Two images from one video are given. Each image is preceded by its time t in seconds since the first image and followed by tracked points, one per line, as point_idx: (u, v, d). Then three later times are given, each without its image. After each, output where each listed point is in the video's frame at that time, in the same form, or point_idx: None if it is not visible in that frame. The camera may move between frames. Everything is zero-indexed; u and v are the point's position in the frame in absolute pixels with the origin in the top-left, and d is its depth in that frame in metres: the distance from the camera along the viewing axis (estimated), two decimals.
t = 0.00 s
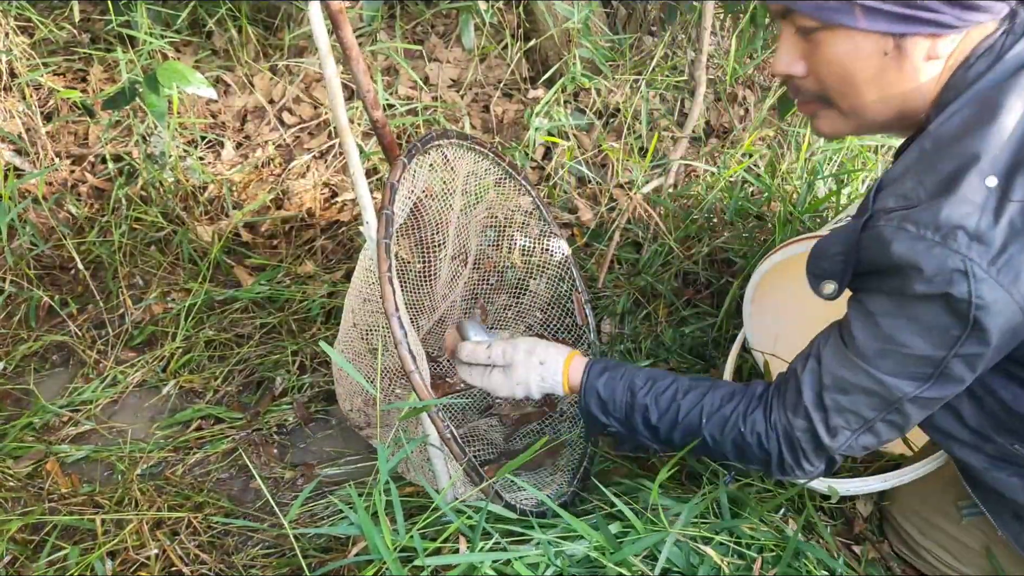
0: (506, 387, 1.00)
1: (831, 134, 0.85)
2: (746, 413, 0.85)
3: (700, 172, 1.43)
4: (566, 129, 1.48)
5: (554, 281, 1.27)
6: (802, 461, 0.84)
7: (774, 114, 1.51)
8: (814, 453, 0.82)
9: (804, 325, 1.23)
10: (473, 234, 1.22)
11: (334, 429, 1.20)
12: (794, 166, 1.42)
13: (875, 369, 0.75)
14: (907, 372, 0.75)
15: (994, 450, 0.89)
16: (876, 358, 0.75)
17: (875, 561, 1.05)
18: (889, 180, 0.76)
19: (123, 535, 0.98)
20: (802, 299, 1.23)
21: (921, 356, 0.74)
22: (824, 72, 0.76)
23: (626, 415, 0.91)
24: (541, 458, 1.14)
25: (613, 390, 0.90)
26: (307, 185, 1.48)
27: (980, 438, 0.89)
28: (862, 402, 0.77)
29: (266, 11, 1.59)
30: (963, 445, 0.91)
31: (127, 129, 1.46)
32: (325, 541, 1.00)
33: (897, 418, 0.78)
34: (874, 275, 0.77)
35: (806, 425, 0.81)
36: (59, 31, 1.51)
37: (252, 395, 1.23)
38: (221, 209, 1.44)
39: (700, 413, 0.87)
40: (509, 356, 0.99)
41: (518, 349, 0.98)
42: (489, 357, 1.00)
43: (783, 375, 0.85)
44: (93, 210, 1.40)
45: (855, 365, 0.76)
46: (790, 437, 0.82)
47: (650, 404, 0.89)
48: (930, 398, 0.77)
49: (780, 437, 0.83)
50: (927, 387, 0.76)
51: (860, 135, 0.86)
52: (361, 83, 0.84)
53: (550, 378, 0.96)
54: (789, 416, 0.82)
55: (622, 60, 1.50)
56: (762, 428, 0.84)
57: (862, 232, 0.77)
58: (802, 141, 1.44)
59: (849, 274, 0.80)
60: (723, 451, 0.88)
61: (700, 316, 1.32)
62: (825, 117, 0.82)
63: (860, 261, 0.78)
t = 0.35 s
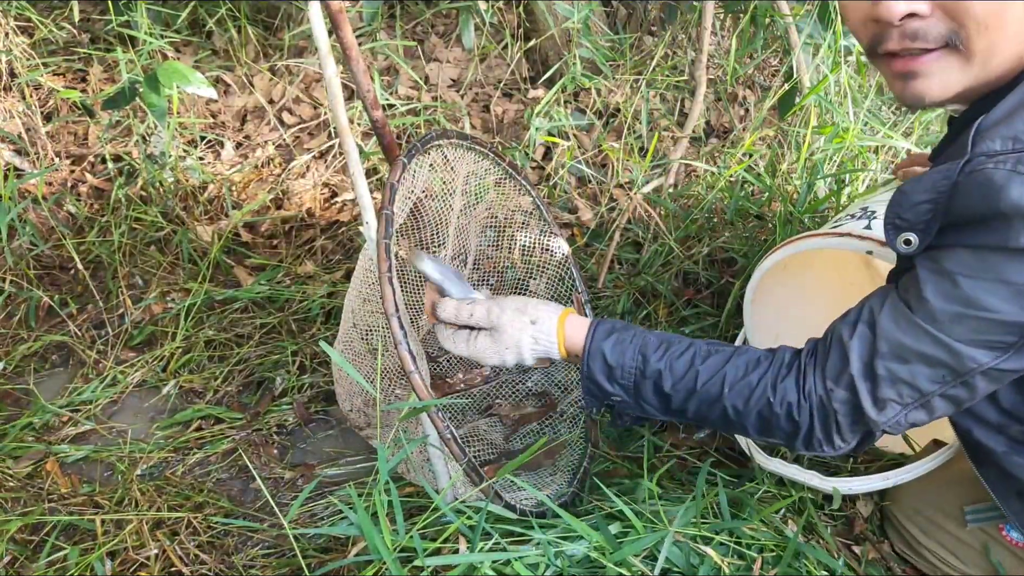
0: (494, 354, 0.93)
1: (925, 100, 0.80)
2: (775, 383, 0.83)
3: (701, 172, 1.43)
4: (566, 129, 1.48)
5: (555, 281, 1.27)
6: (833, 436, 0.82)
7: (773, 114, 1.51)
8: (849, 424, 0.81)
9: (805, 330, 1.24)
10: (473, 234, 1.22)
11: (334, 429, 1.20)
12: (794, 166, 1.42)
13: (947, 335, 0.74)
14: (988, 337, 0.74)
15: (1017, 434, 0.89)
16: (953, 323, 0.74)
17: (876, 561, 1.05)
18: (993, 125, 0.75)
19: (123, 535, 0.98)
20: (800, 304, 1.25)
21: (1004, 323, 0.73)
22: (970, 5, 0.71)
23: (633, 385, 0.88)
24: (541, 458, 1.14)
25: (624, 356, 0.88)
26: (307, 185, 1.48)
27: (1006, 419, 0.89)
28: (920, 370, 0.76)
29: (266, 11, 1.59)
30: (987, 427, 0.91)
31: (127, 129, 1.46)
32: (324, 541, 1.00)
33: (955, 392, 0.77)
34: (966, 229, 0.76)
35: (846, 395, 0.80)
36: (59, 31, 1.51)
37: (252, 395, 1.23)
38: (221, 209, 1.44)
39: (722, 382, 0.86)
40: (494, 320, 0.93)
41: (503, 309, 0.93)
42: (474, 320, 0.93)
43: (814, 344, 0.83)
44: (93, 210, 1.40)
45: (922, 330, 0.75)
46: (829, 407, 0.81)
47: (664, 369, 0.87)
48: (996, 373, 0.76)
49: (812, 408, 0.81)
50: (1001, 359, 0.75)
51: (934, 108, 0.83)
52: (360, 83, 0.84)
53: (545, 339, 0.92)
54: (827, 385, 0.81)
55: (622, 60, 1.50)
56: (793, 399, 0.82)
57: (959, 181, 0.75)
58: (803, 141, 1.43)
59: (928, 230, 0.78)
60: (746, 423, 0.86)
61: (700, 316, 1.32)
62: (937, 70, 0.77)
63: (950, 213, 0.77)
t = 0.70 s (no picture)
0: (469, 406, 0.85)
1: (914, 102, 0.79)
2: (763, 401, 0.80)
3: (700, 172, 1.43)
4: (566, 128, 1.48)
5: (554, 281, 1.27)
6: (829, 452, 0.79)
7: (773, 114, 1.51)
8: (846, 440, 0.78)
9: (800, 329, 1.24)
10: (472, 234, 1.22)
11: (334, 429, 1.20)
12: (794, 166, 1.42)
13: (950, 343, 0.72)
14: (993, 350, 0.72)
15: (1017, 453, 0.87)
16: (956, 336, 0.72)
17: (875, 562, 1.05)
18: (995, 140, 0.73)
19: (123, 535, 0.98)
20: (795, 303, 1.25)
21: (1010, 335, 0.71)
22: (920, 21, 0.70)
23: (613, 414, 0.83)
24: (541, 458, 1.14)
25: (601, 386, 0.82)
26: (307, 185, 1.48)
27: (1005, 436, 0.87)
28: (921, 382, 0.74)
29: (266, 11, 1.59)
30: (986, 447, 0.90)
31: (127, 129, 1.46)
32: (324, 541, 1.00)
33: (958, 404, 0.75)
34: (969, 244, 0.74)
35: (843, 408, 0.77)
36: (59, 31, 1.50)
37: (251, 395, 1.23)
38: (221, 209, 1.44)
39: (707, 404, 0.81)
40: (461, 369, 0.85)
41: (467, 355, 0.85)
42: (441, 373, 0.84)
43: (803, 358, 0.80)
44: (93, 209, 1.40)
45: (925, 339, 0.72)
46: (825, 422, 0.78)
47: (645, 395, 0.82)
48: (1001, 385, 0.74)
49: (805, 425, 0.78)
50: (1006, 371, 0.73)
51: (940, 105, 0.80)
52: (360, 83, 0.84)
53: (518, 382, 0.84)
54: (823, 399, 0.77)
55: (622, 60, 1.50)
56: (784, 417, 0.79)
57: (962, 196, 0.74)
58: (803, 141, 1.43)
59: (931, 247, 0.77)
60: (734, 444, 0.82)
61: (700, 316, 1.32)
62: (910, 80, 0.76)
63: (954, 228, 0.75)
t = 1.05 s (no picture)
0: (469, 436, 0.84)
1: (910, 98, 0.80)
2: (771, 421, 0.79)
3: (701, 172, 1.43)
4: (566, 129, 1.48)
5: (554, 282, 1.27)
6: (841, 468, 0.78)
7: (773, 114, 1.51)
8: (857, 456, 0.77)
9: (799, 329, 1.25)
10: (472, 234, 1.22)
11: (334, 429, 1.20)
12: (794, 166, 1.42)
13: (957, 354, 0.71)
14: (1000, 360, 0.71)
15: (1018, 460, 0.88)
16: (962, 346, 0.71)
17: (875, 562, 1.05)
18: (1000, 147, 0.74)
19: (124, 535, 0.98)
20: (795, 302, 1.25)
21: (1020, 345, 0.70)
22: (919, 26, 0.70)
23: (619, 442, 0.82)
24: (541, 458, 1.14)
25: (605, 415, 0.81)
26: (307, 185, 1.48)
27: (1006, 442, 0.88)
28: (930, 394, 0.73)
29: (266, 12, 1.59)
30: (987, 453, 0.90)
31: (127, 129, 1.46)
32: (325, 541, 1.00)
33: (969, 415, 0.74)
34: (972, 253, 0.74)
35: (855, 424, 0.76)
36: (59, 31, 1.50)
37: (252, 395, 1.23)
38: (221, 209, 1.44)
39: (715, 427, 0.80)
40: (463, 399, 0.83)
41: (470, 386, 0.83)
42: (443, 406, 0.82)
43: (809, 375, 0.80)
44: (93, 210, 1.40)
45: (932, 350, 0.72)
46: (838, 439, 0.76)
47: (650, 422, 0.80)
48: (1013, 396, 0.73)
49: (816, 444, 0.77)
50: (1017, 381, 0.72)
51: (939, 102, 0.81)
52: (360, 83, 0.84)
53: (520, 415, 0.83)
54: (833, 417, 0.76)
55: (622, 60, 1.50)
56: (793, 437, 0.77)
57: (965, 205, 0.74)
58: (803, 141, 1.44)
59: (936, 256, 0.77)
60: (743, 466, 0.80)
61: (700, 316, 1.32)
62: (907, 81, 0.77)
63: (957, 236, 0.75)
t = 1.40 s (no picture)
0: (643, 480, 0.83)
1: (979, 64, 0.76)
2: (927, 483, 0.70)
3: (701, 172, 1.43)
4: (565, 128, 1.47)
5: (554, 282, 1.27)
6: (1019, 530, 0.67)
7: (774, 113, 1.51)
8: None
9: (802, 326, 1.22)
10: (472, 234, 1.22)
11: (334, 429, 1.20)
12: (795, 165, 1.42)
13: None
14: None
15: None
16: None
17: (875, 561, 1.05)
18: None
19: (124, 535, 0.98)
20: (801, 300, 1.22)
21: None
22: None
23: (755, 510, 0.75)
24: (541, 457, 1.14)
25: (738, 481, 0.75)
26: (307, 185, 1.48)
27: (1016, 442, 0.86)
28: None
29: (266, 12, 1.59)
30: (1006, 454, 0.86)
31: (127, 129, 1.46)
32: (325, 541, 1.00)
33: None
34: None
35: (1012, 480, 0.66)
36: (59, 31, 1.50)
37: (251, 395, 1.23)
38: (221, 209, 1.44)
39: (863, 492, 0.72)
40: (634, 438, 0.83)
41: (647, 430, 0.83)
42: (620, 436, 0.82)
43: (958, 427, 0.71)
44: (93, 210, 1.40)
45: None
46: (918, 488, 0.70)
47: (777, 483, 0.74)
48: None
49: (983, 504, 0.67)
50: None
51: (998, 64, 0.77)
52: (360, 83, 0.85)
53: (690, 468, 0.78)
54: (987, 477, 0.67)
55: (622, 60, 1.50)
56: (953, 498, 0.68)
57: None
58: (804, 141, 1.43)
59: (1001, 250, 0.70)
60: (907, 535, 0.71)
61: (700, 316, 1.32)
62: (961, 46, 0.73)
63: None
